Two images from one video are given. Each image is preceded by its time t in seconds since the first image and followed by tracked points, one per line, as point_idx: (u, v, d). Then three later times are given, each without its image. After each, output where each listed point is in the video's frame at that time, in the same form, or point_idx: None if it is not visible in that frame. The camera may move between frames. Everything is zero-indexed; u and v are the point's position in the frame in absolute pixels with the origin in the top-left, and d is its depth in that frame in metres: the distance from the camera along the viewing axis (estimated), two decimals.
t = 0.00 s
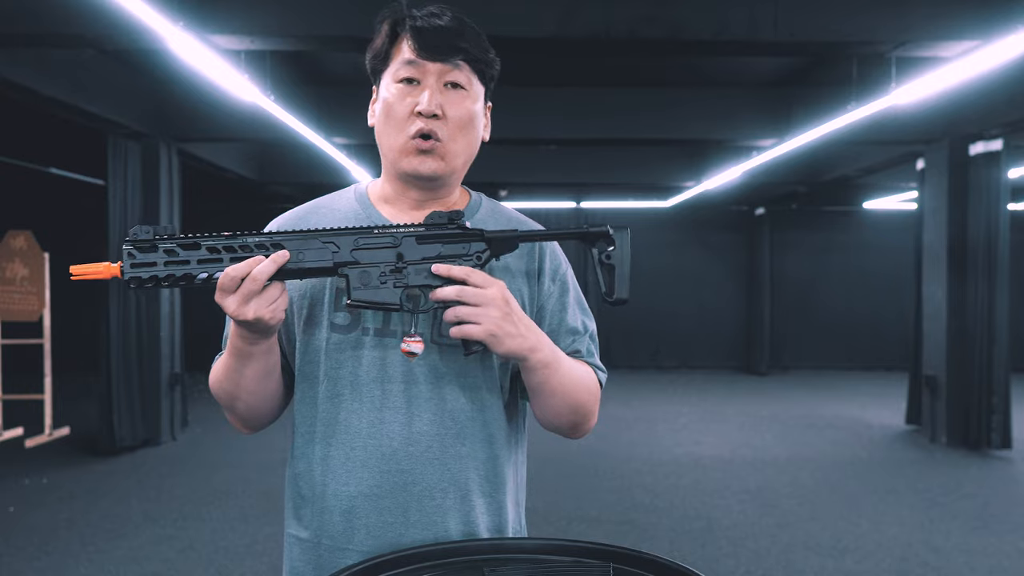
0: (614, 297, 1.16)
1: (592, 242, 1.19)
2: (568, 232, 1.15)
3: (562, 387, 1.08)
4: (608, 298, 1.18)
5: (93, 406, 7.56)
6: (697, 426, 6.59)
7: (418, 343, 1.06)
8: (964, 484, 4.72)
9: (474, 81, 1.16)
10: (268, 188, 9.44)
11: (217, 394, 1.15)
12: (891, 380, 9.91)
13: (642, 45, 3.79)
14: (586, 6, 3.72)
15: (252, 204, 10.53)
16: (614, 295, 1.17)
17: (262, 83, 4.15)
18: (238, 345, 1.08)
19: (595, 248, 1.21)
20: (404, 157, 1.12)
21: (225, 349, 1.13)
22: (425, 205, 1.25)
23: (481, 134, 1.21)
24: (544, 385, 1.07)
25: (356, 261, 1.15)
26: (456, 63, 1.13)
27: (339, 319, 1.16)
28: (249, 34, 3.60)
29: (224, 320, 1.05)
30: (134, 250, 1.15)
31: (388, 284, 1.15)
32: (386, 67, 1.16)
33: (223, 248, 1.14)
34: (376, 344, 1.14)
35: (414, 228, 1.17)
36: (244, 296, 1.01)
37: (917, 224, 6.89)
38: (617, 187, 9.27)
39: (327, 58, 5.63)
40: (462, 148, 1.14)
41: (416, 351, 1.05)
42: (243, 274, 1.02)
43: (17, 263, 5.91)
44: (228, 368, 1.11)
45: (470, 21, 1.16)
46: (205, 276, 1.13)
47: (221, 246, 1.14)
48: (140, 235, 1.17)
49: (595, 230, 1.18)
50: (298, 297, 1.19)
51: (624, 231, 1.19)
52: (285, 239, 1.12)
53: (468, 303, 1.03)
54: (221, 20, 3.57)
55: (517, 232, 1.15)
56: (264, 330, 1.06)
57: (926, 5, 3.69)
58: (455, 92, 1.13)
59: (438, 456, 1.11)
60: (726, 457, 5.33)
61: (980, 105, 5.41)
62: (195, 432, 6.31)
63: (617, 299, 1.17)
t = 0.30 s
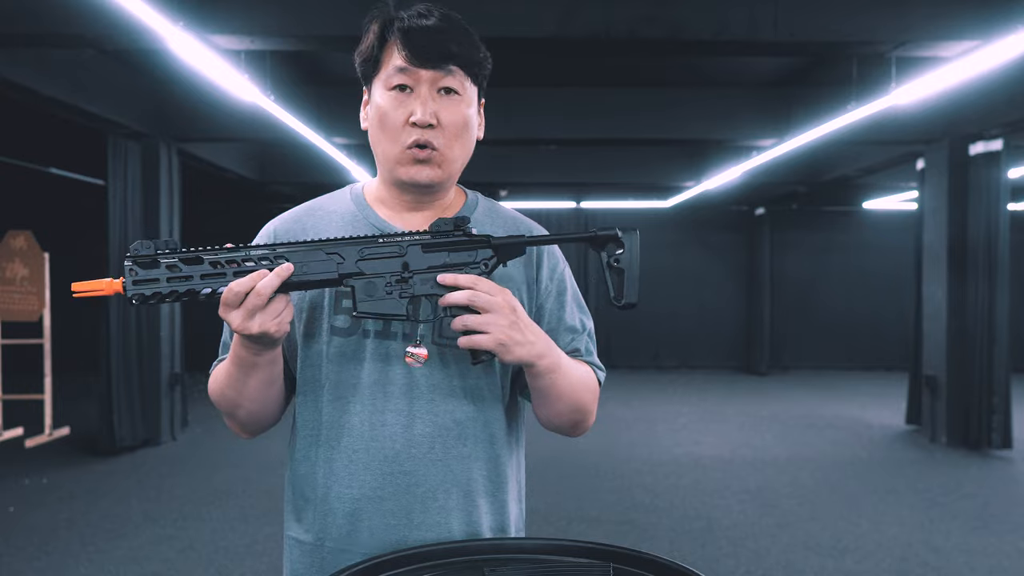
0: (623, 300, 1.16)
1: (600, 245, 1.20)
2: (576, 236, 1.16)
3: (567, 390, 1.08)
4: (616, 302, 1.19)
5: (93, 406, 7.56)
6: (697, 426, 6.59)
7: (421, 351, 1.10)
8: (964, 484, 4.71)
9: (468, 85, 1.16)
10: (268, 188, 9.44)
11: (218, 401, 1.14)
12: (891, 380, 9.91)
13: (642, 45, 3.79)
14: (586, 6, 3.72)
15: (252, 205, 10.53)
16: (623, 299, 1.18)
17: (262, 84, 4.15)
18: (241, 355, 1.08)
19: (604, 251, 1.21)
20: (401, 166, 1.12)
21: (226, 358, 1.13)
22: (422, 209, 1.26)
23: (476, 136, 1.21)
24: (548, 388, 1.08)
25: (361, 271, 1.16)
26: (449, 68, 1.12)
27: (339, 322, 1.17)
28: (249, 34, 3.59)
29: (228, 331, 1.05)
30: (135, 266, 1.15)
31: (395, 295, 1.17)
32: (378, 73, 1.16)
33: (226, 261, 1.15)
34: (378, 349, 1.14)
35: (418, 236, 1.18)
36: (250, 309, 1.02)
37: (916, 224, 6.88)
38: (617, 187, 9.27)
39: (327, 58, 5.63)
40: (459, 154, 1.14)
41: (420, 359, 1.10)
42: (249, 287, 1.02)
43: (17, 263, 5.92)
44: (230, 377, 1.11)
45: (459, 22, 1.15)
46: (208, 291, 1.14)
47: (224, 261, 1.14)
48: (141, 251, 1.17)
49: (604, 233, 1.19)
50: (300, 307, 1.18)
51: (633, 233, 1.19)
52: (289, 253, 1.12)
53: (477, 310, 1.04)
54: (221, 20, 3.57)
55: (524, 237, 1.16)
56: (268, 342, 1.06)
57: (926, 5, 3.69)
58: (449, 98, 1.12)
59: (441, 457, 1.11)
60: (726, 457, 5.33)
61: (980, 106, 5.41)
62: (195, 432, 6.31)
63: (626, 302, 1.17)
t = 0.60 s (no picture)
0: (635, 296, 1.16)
1: (612, 242, 1.20)
2: (585, 233, 1.16)
3: (578, 387, 1.08)
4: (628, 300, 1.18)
5: (93, 406, 7.56)
6: (697, 426, 6.59)
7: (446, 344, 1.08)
8: (965, 484, 4.72)
9: (482, 78, 1.15)
10: (268, 188, 9.44)
11: (232, 397, 1.16)
12: (891, 380, 9.91)
13: (642, 45, 3.79)
14: (585, 6, 3.72)
15: (252, 205, 10.53)
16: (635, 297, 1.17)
17: (262, 83, 4.15)
18: (254, 350, 1.09)
19: (615, 249, 1.22)
20: (415, 155, 1.11)
21: (239, 353, 1.14)
22: (434, 203, 1.25)
23: (490, 132, 1.21)
24: (559, 386, 1.07)
25: (373, 266, 1.17)
26: (464, 61, 1.12)
27: (351, 320, 1.17)
28: (249, 34, 3.59)
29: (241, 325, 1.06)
30: (150, 258, 1.18)
31: (406, 289, 1.17)
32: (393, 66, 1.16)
33: (237, 254, 1.16)
34: (388, 346, 1.15)
35: (430, 232, 1.19)
36: (262, 304, 1.03)
37: (916, 224, 6.88)
38: (617, 187, 9.27)
39: (327, 58, 5.63)
40: (474, 145, 1.13)
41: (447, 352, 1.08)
42: (262, 281, 1.03)
43: (17, 263, 5.92)
44: (244, 372, 1.12)
45: (475, 19, 1.16)
46: (221, 283, 1.16)
47: (236, 253, 1.16)
48: (157, 243, 1.20)
49: (616, 231, 1.18)
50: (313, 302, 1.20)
51: (644, 231, 1.18)
52: (301, 245, 1.14)
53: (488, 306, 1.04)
54: (221, 20, 3.57)
55: (536, 233, 1.17)
56: (280, 336, 1.07)
57: (926, 5, 3.69)
58: (465, 90, 1.12)
59: (450, 456, 1.11)
60: (726, 457, 5.33)
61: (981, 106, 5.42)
62: (195, 432, 6.30)
63: (638, 301, 1.17)
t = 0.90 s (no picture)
0: (654, 296, 1.17)
1: (631, 240, 1.20)
2: (609, 230, 1.16)
3: (599, 384, 1.08)
4: (648, 298, 1.19)
5: (93, 406, 7.56)
6: (697, 426, 6.58)
7: (453, 340, 1.07)
8: (965, 484, 4.71)
9: (507, 78, 1.15)
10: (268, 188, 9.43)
11: (259, 388, 1.17)
12: (891, 380, 9.91)
13: (642, 45, 3.79)
14: (585, 6, 3.72)
15: (252, 205, 10.53)
16: (654, 295, 1.18)
17: (262, 84, 4.15)
18: (278, 341, 1.10)
19: (635, 246, 1.21)
20: (436, 154, 1.12)
21: (265, 344, 1.15)
22: (458, 201, 1.26)
23: (514, 130, 1.20)
24: (578, 382, 1.06)
25: (393, 259, 1.15)
26: (489, 60, 1.12)
27: (374, 313, 1.18)
28: (249, 34, 3.59)
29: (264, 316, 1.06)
30: (177, 246, 1.16)
31: (425, 282, 1.16)
32: (419, 65, 1.16)
33: (264, 244, 1.14)
34: (411, 339, 1.15)
35: (450, 226, 1.16)
36: (282, 294, 1.02)
37: (916, 224, 6.88)
38: (617, 187, 9.26)
39: (327, 58, 5.63)
40: (496, 145, 1.13)
41: (451, 347, 1.06)
42: (281, 272, 1.02)
43: (17, 263, 5.92)
44: (270, 363, 1.13)
45: (502, 18, 1.15)
46: (244, 272, 1.13)
47: (260, 242, 1.13)
48: (184, 232, 1.18)
49: (636, 229, 1.18)
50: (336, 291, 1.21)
51: (664, 229, 1.19)
52: (323, 237, 1.12)
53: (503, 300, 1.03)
54: (221, 20, 3.57)
55: (555, 229, 1.16)
56: (302, 326, 1.07)
57: (926, 6, 3.69)
58: (488, 89, 1.12)
59: (472, 449, 1.11)
60: (726, 457, 5.33)
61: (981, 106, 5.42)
62: (195, 432, 6.30)
63: (657, 299, 1.18)
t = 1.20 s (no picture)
0: (689, 294, 1.16)
1: (665, 239, 1.19)
2: (644, 228, 1.15)
3: (633, 382, 1.07)
4: (682, 296, 1.17)
5: (93, 406, 7.55)
6: (697, 426, 6.58)
7: (491, 341, 1.06)
8: (965, 484, 4.71)
9: (526, 74, 1.13)
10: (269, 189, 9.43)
11: (296, 385, 1.18)
12: (891, 380, 9.90)
13: (642, 45, 3.79)
14: (585, 6, 3.73)
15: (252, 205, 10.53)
16: (688, 293, 1.16)
17: (262, 83, 4.15)
18: (314, 341, 1.10)
19: (668, 245, 1.21)
20: (461, 158, 1.12)
21: (303, 343, 1.16)
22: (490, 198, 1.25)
23: (539, 123, 1.19)
24: (612, 381, 1.06)
25: (427, 260, 1.14)
26: (506, 58, 1.10)
27: (408, 312, 1.17)
28: (249, 34, 3.59)
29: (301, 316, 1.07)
30: (216, 250, 1.15)
31: (460, 282, 1.15)
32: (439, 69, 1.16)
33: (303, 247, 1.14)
34: (445, 337, 1.15)
35: (485, 226, 1.15)
36: (319, 296, 1.03)
37: (916, 224, 6.88)
38: (618, 187, 9.26)
39: (327, 58, 5.64)
40: (519, 142, 1.12)
41: (489, 348, 1.06)
42: (318, 274, 1.02)
43: (17, 263, 5.92)
44: (306, 362, 1.14)
45: (515, 12, 1.12)
46: (283, 275, 1.13)
47: (298, 246, 1.14)
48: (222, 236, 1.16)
49: (669, 227, 1.18)
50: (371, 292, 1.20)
51: (698, 227, 1.18)
52: (358, 239, 1.12)
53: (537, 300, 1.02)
54: (220, 20, 3.57)
55: (588, 228, 1.14)
56: (339, 327, 1.08)
57: (926, 5, 3.69)
58: (508, 87, 1.10)
59: (505, 447, 1.10)
60: (726, 457, 5.33)
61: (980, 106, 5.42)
62: (195, 432, 6.30)
63: (691, 297, 1.16)
